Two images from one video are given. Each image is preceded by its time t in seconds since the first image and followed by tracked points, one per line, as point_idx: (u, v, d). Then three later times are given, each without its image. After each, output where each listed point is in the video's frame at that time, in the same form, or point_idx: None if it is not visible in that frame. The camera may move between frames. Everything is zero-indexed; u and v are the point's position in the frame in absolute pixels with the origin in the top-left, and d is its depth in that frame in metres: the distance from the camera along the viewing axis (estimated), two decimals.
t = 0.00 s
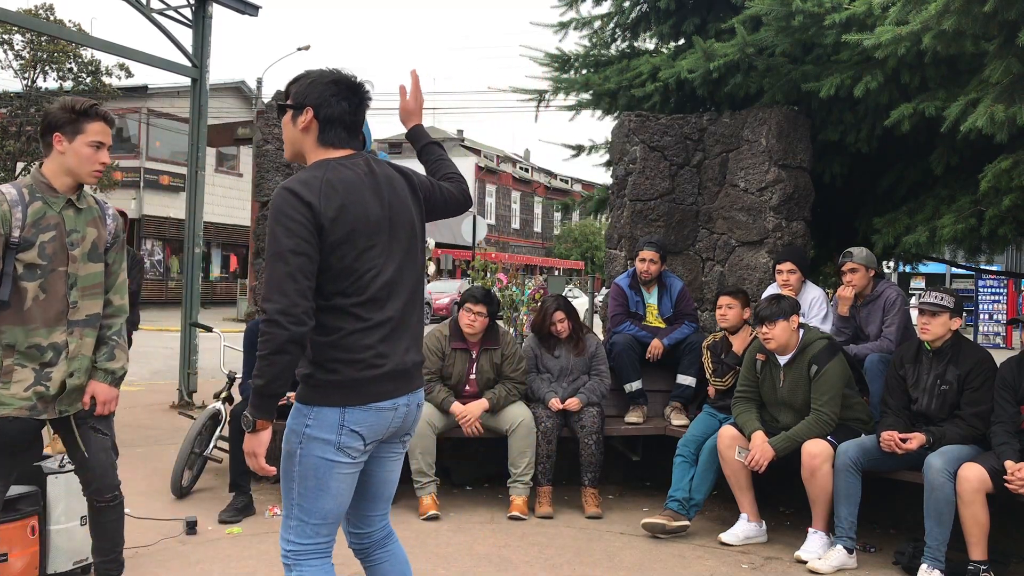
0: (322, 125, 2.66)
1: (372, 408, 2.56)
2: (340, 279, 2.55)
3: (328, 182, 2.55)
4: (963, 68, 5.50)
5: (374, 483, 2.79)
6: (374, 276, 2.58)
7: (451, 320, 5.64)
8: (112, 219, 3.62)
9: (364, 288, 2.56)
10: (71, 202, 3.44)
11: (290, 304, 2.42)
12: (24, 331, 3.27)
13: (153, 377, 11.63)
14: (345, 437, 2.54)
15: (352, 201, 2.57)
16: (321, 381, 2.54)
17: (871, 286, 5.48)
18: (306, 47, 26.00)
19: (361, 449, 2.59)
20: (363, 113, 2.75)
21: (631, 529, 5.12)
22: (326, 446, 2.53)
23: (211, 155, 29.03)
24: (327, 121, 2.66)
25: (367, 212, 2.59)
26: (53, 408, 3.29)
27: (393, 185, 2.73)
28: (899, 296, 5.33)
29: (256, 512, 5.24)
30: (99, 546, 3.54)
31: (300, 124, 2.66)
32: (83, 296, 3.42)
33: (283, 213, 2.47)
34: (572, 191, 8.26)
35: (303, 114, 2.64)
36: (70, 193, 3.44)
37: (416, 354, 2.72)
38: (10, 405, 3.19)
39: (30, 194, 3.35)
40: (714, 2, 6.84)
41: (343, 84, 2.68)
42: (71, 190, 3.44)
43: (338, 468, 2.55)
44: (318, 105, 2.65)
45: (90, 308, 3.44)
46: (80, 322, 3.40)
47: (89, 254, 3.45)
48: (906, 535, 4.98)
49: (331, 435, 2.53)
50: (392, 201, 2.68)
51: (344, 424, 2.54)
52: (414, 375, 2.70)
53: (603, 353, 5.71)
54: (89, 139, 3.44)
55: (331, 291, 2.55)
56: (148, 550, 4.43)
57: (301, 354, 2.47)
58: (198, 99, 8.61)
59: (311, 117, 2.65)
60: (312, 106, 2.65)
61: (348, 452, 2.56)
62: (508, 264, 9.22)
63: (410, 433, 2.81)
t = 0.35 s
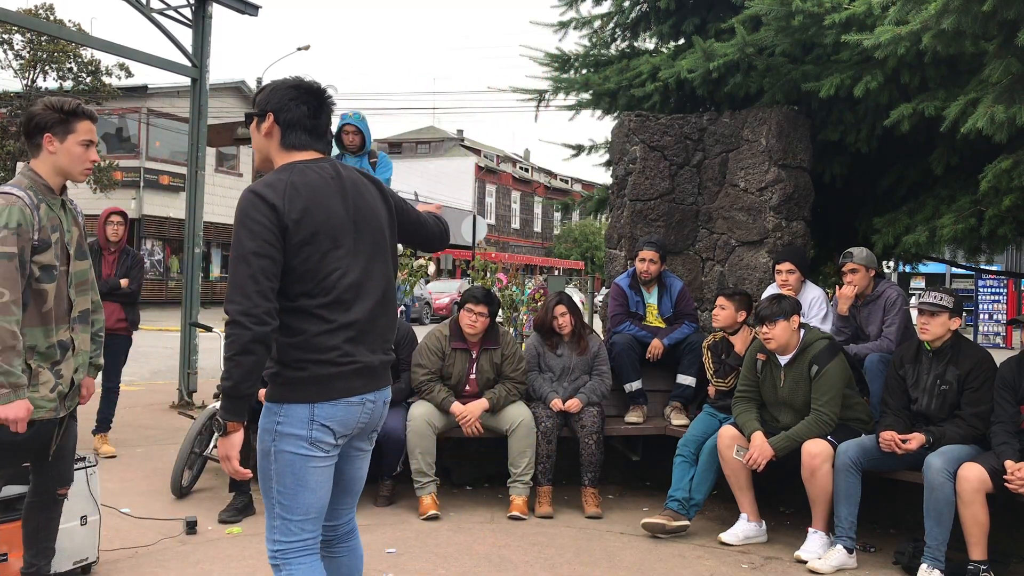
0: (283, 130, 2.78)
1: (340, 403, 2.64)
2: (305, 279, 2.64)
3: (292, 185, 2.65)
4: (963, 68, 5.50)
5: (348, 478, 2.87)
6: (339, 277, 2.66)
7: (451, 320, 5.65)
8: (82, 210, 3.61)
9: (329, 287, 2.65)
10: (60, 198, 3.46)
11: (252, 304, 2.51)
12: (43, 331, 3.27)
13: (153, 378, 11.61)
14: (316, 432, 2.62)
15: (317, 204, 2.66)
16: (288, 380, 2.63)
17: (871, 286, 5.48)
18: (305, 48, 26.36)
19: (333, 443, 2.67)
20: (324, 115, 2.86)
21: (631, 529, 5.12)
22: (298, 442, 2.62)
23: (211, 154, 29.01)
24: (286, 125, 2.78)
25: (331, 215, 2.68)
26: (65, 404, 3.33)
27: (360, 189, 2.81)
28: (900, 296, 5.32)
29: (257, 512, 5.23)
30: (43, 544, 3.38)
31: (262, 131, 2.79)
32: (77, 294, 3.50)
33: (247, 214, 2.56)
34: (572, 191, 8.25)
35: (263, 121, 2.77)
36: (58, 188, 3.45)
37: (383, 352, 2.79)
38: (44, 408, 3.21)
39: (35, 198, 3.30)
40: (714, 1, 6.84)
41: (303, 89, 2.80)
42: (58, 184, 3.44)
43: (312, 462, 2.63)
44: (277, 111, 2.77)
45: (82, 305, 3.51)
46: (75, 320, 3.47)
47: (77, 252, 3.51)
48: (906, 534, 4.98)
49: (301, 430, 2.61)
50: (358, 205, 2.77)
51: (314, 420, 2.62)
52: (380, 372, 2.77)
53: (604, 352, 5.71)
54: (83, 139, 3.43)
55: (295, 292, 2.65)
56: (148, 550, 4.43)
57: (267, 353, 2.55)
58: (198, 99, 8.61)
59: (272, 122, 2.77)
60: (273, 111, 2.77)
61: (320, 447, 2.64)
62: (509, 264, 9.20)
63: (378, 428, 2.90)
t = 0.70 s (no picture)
0: (287, 143, 2.85)
1: (331, 386, 2.75)
2: (316, 264, 2.75)
3: (316, 177, 2.79)
4: (963, 68, 5.50)
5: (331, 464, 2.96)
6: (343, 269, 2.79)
7: (452, 319, 5.65)
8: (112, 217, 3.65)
9: (336, 277, 2.77)
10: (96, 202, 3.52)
11: (278, 277, 2.60)
12: (89, 331, 3.34)
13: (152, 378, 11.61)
14: (308, 414, 2.72)
15: (337, 198, 2.80)
16: (283, 362, 2.70)
17: (871, 286, 5.48)
18: (306, 47, 24.50)
19: (322, 426, 2.76)
20: (324, 126, 2.95)
21: (631, 529, 5.12)
22: (290, 424, 2.70)
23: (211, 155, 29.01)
24: (289, 136, 2.86)
25: (347, 212, 2.83)
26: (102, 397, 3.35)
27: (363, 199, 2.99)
28: (899, 297, 5.32)
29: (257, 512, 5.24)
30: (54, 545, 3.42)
31: (266, 144, 2.87)
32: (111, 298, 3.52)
33: (279, 193, 2.67)
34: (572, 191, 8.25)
35: (266, 134, 2.85)
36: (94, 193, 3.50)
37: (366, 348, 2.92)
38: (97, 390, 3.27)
39: (78, 203, 3.34)
40: (714, 2, 6.84)
41: (309, 103, 2.91)
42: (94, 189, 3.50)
43: (302, 443, 2.72)
44: (279, 124, 2.85)
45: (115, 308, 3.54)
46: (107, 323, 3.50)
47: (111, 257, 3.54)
48: (906, 535, 4.98)
49: (293, 413, 2.70)
50: (363, 209, 2.93)
51: (306, 403, 2.71)
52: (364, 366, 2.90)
53: (604, 352, 5.71)
54: (119, 145, 3.50)
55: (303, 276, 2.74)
56: (148, 550, 4.43)
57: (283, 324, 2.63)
58: (198, 99, 8.61)
59: (275, 135, 2.85)
60: (275, 126, 2.86)
61: (310, 429, 2.73)
62: (509, 264, 9.19)
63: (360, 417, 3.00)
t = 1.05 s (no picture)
0: (302, 127, 2.86)
1: (320, 390, 2.74)
2: (309, 267, 2.75)
3: (314, 177, 2.78)
4: (963, 68, 5.50)
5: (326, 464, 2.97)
6: (337, 272, 2.78)
7: (453, 319, 5.64)
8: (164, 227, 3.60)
9: (330, 280, 2.77)
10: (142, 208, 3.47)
11: (264, 283, 2.61)
12: (119, 330, 3.28)
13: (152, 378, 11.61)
14: (295, 418, 2.72)
15: (334, 199, 2.78)
16: (272, 366, 2.72)
17: (871, 286, 5.48)
18: (306, 47, 25.48)
19: (311, 430, 2.76)
20: (337, 110, 2.95)
21: (631, 529, 5.12)
22: (277, 426, 2.71)
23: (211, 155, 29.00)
24: (303, 120, 2.87)
25: (346, 213, 2.81)
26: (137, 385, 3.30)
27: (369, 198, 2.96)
28: (899, 297, 5.32)
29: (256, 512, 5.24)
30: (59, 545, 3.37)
31: (282, 131, 2.89)
32: (144, 301, 3.42)
33: (272, 195, 2.67)
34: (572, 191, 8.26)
35: (280, 120, 2.87)
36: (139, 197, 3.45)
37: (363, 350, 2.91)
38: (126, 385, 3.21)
39: (120, 204, 3.31)
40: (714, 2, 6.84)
41: (319, 87, 2.91)
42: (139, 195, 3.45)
43: (289, 446, 2.73)
44: (292, 109, 2.87)
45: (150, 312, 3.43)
46: (138, 325, 3.39)
47: (153, 262, 3.46)
48: (906, 535, 4.98)
49: (281, 416, 2.71)
50: (366, 209, 2.90)
51: (294, 406, 2.72)
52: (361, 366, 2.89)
53: (604, 352, 5.72)
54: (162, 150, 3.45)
55: (296, 279, 2.75)
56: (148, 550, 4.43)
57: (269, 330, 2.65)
58: (198, 99, 8.62)
59: (289, 120, 2.87)
60: (289, 111, 2.87)
61: (298, 432, 2.73)
62: (509, 264, 9.20)
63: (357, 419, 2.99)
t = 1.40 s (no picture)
0: (283, 129, 2.73)
1: (319, 403, 2.52)
2: (283, 280, 2.56)
3: (274, 183, 2.59)
4: (963, 68, 5.50)
5: (354, 479, 2.76)
6: (317, 279, 2.55)
7: (452, 320, 5.65)
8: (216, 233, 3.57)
9: (309, 290, 2.54)
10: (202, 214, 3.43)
11: (218, 309, 2.53)
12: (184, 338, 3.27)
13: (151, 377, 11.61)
14: (297, 432, 2.53)
15: (297, 202, 2.56)
16: (268, 384, 2.58)
17: (872, 286, 5.48)
18: (306, 47, 24.81)
19: (317, 444, 2.55)
20: (321, 110, 2.77)
21: (631, 529, 5.12)
22: (280, 440, 2.54)
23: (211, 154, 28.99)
24: (283, 123, 2.73)
25: (316, 213, 2.57)
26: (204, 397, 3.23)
27: (359, 189, 2.69)
28: (900, 297, 5.32)
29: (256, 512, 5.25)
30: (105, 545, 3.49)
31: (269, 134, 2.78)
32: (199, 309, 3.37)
33: (223, 215, 2.54)
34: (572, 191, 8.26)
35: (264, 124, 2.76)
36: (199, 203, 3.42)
37: (375, 357, 2.62)
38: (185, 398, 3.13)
39: (181, 214, 3.27)
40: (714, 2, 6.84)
41: (293, 87, 2.74)
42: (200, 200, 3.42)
43: (295, 460, 2.54)
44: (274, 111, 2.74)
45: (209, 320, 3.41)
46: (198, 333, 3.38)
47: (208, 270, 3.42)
48: (906, 535, 4.98)
49: (283, 429, 2.54)
50: (348, 203, 2.63)
51: (294, 420, 2.52)
52: (374, 376, 2.62)
53: (605, 352, 5.72)
54: (222, 155, 3.39)
55: (274, 296, 2.59)
56: (148, 550, 4.43)
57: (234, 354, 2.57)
58: (198, 99, 8.62)
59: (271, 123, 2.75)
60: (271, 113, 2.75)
61: (302, 446, 2.54)
62: (509, 264, 9.20)
63: (385, 433, 2.75)
